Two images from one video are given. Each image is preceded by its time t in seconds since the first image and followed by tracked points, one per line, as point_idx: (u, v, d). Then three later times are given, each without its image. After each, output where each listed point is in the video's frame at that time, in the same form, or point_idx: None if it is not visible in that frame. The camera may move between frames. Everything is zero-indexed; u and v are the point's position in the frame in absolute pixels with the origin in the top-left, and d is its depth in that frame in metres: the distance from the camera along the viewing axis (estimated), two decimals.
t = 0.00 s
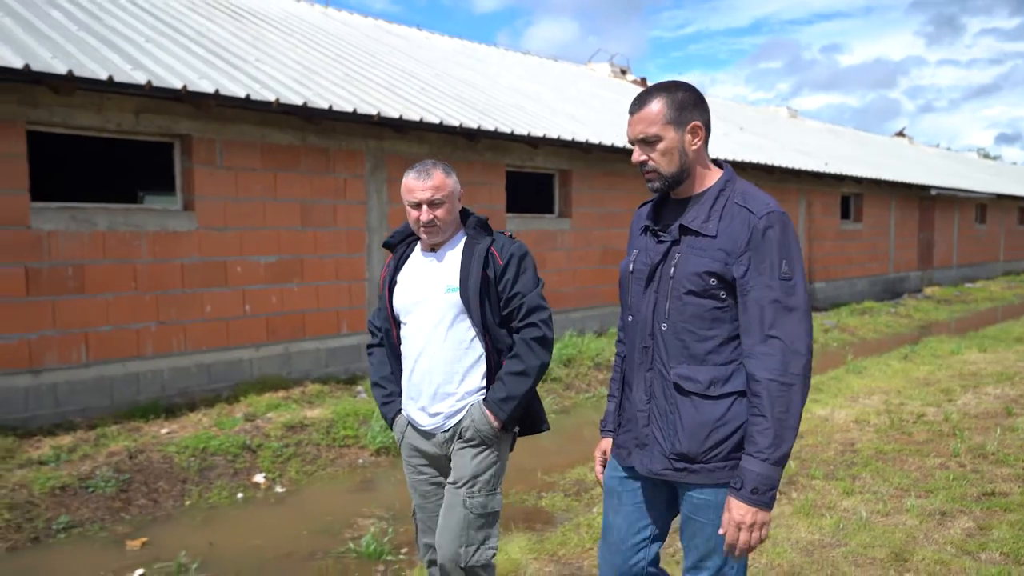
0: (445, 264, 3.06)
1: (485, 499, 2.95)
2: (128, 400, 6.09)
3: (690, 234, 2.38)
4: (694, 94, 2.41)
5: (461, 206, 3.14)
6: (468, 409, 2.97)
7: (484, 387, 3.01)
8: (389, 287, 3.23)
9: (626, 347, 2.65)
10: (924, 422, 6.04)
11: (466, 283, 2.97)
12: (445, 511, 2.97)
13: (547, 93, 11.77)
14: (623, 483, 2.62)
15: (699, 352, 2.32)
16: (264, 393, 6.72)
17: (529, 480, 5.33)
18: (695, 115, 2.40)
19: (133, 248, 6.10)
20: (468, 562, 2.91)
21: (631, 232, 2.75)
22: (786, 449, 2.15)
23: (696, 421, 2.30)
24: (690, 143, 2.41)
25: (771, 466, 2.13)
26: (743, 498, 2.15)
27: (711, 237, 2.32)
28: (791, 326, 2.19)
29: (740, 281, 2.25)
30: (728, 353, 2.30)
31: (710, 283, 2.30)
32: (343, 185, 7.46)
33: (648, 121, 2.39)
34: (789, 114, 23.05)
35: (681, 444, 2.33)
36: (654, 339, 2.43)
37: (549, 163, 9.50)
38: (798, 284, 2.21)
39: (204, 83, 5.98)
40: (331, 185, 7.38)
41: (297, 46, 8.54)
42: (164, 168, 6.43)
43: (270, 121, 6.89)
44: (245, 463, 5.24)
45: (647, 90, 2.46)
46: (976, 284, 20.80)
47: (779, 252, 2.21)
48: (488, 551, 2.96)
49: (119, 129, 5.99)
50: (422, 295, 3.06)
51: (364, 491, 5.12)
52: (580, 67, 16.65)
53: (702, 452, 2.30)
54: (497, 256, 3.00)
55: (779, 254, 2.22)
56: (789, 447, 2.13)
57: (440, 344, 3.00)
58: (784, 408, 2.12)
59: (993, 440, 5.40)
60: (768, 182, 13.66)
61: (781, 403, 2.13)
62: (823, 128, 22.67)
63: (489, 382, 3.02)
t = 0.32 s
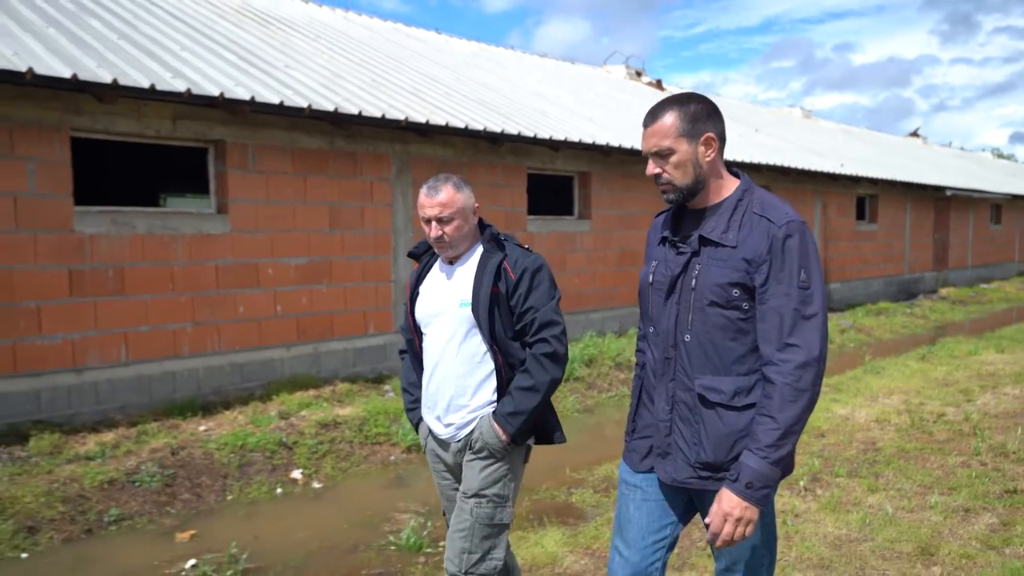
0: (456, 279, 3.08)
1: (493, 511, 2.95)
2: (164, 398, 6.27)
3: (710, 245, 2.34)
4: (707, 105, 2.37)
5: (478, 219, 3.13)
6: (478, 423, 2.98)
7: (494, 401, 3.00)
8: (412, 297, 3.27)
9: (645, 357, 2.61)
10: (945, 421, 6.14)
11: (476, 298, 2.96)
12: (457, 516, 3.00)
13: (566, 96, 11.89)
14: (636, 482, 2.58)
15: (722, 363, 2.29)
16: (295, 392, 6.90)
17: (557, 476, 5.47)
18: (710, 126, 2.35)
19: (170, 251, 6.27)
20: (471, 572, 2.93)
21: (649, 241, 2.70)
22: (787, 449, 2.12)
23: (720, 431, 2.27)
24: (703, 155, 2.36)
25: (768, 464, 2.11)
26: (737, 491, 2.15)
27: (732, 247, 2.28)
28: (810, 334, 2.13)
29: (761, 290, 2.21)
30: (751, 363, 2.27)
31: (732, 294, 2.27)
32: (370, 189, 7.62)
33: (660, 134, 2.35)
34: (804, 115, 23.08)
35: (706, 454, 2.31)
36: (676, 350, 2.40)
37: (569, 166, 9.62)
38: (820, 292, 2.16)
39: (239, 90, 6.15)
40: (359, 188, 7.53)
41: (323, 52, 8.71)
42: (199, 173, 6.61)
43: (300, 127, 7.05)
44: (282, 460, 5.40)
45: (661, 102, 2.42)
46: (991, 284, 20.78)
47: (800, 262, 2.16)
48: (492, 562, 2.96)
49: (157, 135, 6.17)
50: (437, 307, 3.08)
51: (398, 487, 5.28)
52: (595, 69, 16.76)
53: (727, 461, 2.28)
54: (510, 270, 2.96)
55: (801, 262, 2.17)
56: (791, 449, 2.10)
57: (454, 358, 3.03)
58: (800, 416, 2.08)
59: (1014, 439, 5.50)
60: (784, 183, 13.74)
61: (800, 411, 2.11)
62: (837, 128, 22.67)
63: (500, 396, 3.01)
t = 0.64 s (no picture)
0: (461, 286, 3.10)
1: (494, 529, 2.98)
2: (192, 395, 6.40)
3: (698, 253, 2.35)
4: (678, 122, 2.39)
5: (490, 223, 3.11)
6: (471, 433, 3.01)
7: (489, 413, 3.02)
8: (423, 295, 3.36)
9: (628, 368, 2.59)
10: (957, 418, 6.27)
11: (476, 310, 2.96)
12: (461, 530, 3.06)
13: (578, 98, 12.02)
14: (630, 498, 2.58)
15: (712, 370, 2.29)
16: (319, 390, 7.05)
17: (579, 472, 5.61)
18: (675, 142, 2.38)
19: (197, 251, 6.41)
20: None
21: (627, 252, 2.69)
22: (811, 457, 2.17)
23: (713, 437, 2.27)
24: (667, 171, 2.39)
25: (799, 472, 2.15)
26: (782, 507, 2.16)
27: (720, 254, 2.30)
28: (804, 338, 2.19)
29: (753, 297, 2.24)
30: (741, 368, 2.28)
31: (722, 301, 2.28)
32: (390, 190, 7.77)
33: (626, 147, 2.42)
34: (811, 116, 23.19)
35: (699, 461, 2.29)
36: (665, 359, 2.39)
37: (582, 167, 9.76)
38: (809, 297, 2.22)
39: (267, 93, 6.31)
40: (379, 189, 7.68)
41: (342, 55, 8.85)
42: (225, 174, 6.75)
43: (323, 129, 7.20)
44: (311, 454, 5.55)
45: (635, 116, 2.48)
46: (998, 284, 20.86)
47: (787, 267, 2.21)
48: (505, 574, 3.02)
49: (185, 137, 6.32)
50: (440, 312, 3.12)
51: (425, 480, 5.42)
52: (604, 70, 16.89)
53: (721, 467, 2.27)
54: (513, 283, 2.93)
55: (790, 268, 2.23)
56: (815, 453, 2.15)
57: (452, 365, 3.06)
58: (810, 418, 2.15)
59: None
60: (792, 184, 13.87)
61: (802, 412, 2.16)
62: (844, 129, 22.76)
63: (496, 409, 3.01)
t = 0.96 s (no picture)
0: (479, 275, 3.12)
1: (521, 525, 3.02)
2: (216, 392, 6.54)
3: (677, 247, 2.42)
4: (653, 121, 2.46)
5: (510, 212, 3.16)
6: (494, 430, 3.03)
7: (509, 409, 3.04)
8: (438, 285, 3.38)
9: (614, 361, 2.66)
10: (966, 415, 6.41)
11: (498, 299, 3.00)
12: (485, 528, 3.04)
13: (587, 100, 12.16)
14: (628, 494, 2.65)
15: (693, 360, 2.37)
16: (339, 387, 7.19)
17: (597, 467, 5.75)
18: (653, 141, 2.45)
19: (222, 251, 6.55)
20: None
21: (610, 249, 2.76)
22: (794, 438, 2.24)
23: (696, 425, 2.34)
24: (648, 169, 2.46)
25: (778, 457, 2.21)
26: (758, 490, 2.21)
27: (699, 248, 2.38)
28: (780, 325, 2.26)
29: (731, 288, 2.32)
30: (721, 357, 2.36)
31: (702, 293, 2.35)
32: (407, 191, 7.90)
33: (607, 149, 2.47)
34: (816, 117, 23.33)
35: (684, 449, 2.37)
36: (649, 352, 2.46)
37: (593, 168, 9.90)
38: (786, 286, 2.29)
39: (291, 97, 6.46)
40: (397, 190, 7.82)
41: (358, 58, 8.99)
42: (248, 175, 6.90)
43: (342, 131, 7.33)
44: (336, 450, 5.69)
45: (610, 118, 2.54)
46: (1001, 284, 20.99)
47: (763, 258, 2.29)
48: (535, 567, 3.05)
49: (210, 140, 6.47)
50: (460, 302, 3.14)
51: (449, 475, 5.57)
52: (610, 72, 17.03)
53: (705, 454, 2.34)
54: (535, 274, 2.98)
55: (766, 258, 2.30)
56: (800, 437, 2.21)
57: (471, 356, 3.07)
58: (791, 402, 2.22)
59: None
60: (799, 185, 14.00)
61: (782, 397, 2.22)
62: (848, 129, 22.87)
63: (514, 403, 3.03)
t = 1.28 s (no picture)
0: (502, 277, 3.00)
1: (550, 520, 2.96)
2: (241, 388, 6.68)
3: (688, 249, 2.47)
4: (670, 121, 2.50)
5: (527, 214, 3.05)
6: (520, 433, 2.92)
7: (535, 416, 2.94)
8: (454, 284, 3.23)
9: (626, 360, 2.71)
10: (976, 411, 6.54)
11: (528, 301, 2.88)
12: (511, 528, 2.98)
13: (597, 101, 12.26)
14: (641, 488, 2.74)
15: (704, 359, 2.41)
16: (360, 384, 7.34)
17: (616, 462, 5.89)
18: (672, 140, 2.48)
19: (246, 250, 6.69)
20: None
21: (620, 249, 2.80)
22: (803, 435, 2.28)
23: (706, 423, 2.39)
24: (667, 168, 2.49)
25: (783, 453, 2.25)
26: (764, 485, 2.26)
27: (709, 249, 2.42)
28: (789, 324, 2.31)
29: (741, 289, 2.36)
30: (731, 356, 2.41)
31: (712, 294, 2.40)
32: (424, 192, 8.03)
33: (627, 148, 2.48)
34: (820, 117, 23.44)
35: (695, 446, 2.41)
36: (660, 351, 2.51)
37: (605, 168, 10.02)
38: (795, 286, 2.33)
39: (314, 101, 6.59)
40: (414, 191, 7.94)
41: (375, 61, 9.11)
42: (271, 177, 7.03)
43: (362, 133, 7.44)
44: (361, 445, 5.83)
45: (626, 118, 2.55)
46: (1005, 284, 21.11)
47: (772, 259, 2.33)
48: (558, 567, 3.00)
49: (235, 142, 6.61)
50: (483, 302, 3.00)
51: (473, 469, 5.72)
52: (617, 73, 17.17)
53: (715, 450, 2.39)
54: (564, 278, 2.89)
55: (775, 259, 2.34)
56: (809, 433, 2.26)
57: (497, 359, 2.94)
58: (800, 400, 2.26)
59: None
60: (805, 185, 14.13)
61: (791, 396, 2.26)
62: (851, 130, 23.00)
63: (538, 408, 2.93)
